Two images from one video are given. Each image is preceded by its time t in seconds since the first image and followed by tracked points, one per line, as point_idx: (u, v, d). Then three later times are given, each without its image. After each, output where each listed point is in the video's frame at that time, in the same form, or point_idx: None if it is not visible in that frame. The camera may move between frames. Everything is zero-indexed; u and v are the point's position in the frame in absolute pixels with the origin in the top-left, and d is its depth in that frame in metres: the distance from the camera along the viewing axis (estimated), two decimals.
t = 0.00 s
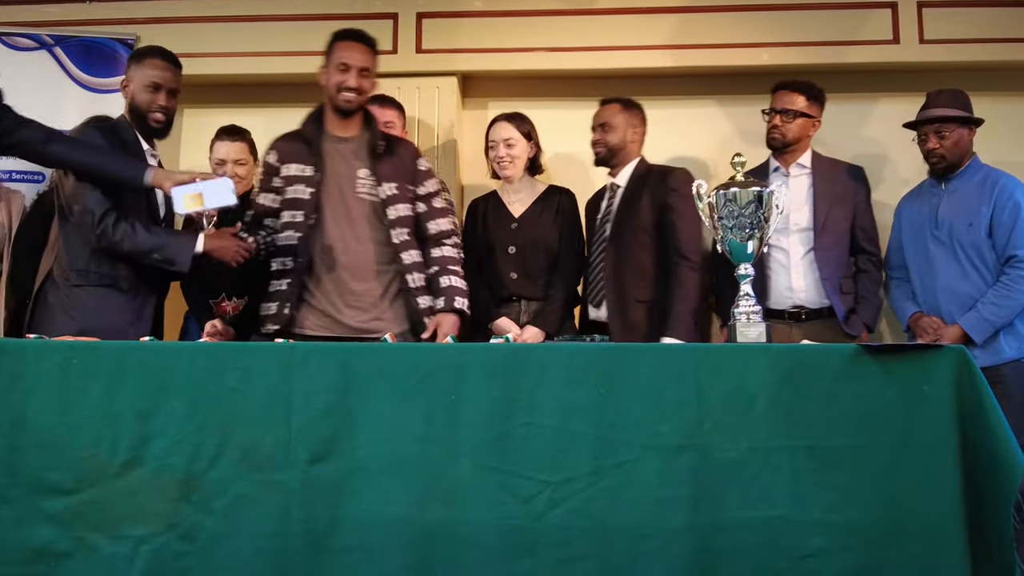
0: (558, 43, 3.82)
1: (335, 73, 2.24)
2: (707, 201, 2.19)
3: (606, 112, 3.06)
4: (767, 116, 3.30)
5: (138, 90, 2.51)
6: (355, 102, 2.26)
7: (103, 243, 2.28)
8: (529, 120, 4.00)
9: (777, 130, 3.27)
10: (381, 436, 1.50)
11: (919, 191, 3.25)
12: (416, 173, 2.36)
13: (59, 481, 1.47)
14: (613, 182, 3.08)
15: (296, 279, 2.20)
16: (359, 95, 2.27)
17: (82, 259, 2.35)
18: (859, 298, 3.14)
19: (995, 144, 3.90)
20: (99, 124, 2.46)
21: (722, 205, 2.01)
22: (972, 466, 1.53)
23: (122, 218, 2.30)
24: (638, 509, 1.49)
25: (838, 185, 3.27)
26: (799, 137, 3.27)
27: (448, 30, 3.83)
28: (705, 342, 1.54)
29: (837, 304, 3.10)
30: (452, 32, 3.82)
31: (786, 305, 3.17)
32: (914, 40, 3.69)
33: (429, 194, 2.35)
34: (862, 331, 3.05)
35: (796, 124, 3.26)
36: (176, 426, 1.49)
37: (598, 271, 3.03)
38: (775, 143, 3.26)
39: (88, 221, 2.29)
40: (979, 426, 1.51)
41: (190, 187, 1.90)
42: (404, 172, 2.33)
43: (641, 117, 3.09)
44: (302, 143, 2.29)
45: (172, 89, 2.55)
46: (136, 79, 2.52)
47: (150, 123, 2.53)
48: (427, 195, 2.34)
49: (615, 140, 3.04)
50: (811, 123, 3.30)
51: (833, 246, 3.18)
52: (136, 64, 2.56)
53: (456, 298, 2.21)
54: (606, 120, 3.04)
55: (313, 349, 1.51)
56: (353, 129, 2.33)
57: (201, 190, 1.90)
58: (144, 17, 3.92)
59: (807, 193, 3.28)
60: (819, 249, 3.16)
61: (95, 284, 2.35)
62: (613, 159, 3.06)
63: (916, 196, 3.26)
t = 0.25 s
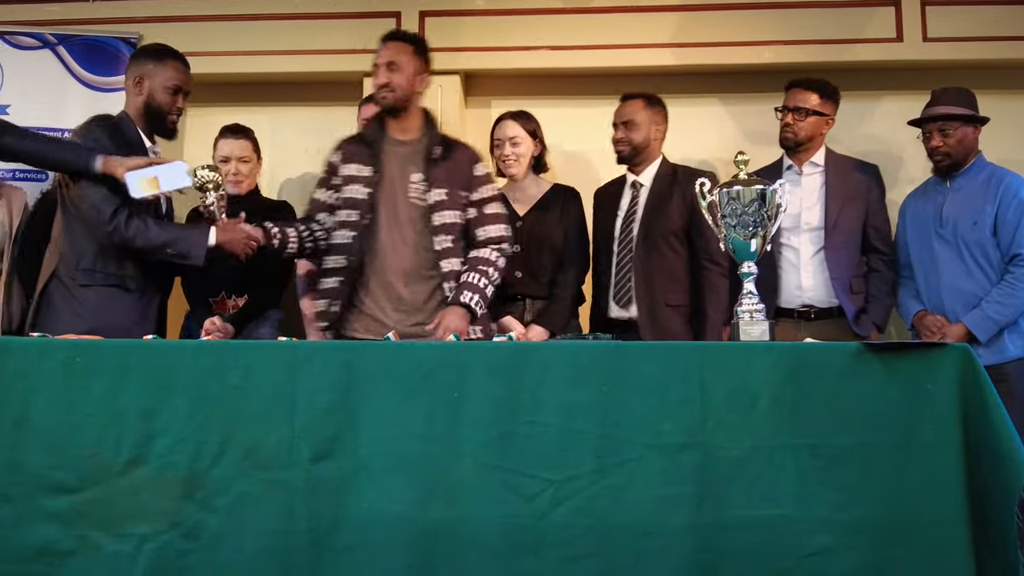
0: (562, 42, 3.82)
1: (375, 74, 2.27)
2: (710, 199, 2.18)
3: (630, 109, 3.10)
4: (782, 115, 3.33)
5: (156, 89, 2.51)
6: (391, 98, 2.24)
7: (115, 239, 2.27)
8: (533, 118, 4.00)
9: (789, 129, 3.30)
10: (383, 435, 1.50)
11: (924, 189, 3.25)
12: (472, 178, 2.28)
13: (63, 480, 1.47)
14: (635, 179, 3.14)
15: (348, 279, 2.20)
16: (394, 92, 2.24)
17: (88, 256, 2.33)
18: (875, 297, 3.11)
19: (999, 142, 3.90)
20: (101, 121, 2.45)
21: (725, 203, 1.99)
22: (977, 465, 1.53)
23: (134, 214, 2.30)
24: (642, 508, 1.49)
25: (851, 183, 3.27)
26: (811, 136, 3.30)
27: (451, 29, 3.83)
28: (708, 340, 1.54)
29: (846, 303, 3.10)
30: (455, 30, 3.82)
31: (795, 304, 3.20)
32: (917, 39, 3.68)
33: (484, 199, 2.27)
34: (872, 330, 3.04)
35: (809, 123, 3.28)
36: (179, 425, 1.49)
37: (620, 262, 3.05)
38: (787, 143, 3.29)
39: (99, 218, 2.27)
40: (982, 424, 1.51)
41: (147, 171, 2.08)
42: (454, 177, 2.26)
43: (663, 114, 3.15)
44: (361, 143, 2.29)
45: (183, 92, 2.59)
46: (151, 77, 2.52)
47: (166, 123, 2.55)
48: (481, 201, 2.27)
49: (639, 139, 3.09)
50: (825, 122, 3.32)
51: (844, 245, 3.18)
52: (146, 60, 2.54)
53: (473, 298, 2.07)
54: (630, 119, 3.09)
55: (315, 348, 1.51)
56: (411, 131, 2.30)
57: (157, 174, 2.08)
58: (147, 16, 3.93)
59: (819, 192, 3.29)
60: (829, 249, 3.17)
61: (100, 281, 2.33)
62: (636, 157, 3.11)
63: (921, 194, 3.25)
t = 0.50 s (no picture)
0: (564, 40, 3.82)
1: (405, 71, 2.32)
2: (713, 198, 2.18)
3: (641, 107, 3.10)
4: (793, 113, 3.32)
5: (158, 86, 2.52)
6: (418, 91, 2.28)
7: (122, 238, 2.25)
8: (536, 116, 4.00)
9: (797, 127, 3.30)
10: (385, 433, 1.50)
11: (929, 187, 3.24)
12: (497, 166, 2.22)
13: (65, 478, 1.47)
14: (642, 177, 3.14)
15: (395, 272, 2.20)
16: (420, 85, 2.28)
17: (92, 255, 2.33)
18: (884, 295, 3.10)
19: (1002, 141, 3.89)
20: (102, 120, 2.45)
21: (728, 201, 1.99)
22: (980, 464, 1.53)
23: (141, 214, 2.28)
24: (644, 506, 1.49)
25: (861, 182, 3.25)
26: (821, 135, 3.29)
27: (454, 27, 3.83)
28: (711, 338, 1.54)
29: (851, 302, 3.09)
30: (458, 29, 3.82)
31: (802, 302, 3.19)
32: (921, 37, 3.68)
33: (507, 185, 2.18)
34: (879, 329, 3.02)
35: (818, 121, 3.28)
36: (182, 423, 1.49)
37: (627, 259, 3.03)
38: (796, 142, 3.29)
39: (107, 217, 2.26)
40: (986, 423, 1.51)
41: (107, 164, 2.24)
42: (475, 168, 2.23)
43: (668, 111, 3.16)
44: (403, 137, 2.34)
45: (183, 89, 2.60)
46: (153, 74, 2.52)
47: (167, 120, 2.56)
48: (505, 186, 2.18)
49: (652, 136, 3.09)
50: (835, 120, 3.31)
51: (851, 244, 3.16)
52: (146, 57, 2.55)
53: (454, 274, 1.99)
54: (642, 117, 3.09)
55: (317, 346, 1.52)
56: (447, 123, 2.34)
57: (117, 168, 2.24)
58: (150, 15, 3.93)
59: (828, 190, 3.28)
60: (836, 247, 3.16)
61: (105, 281, 2.33)
62: (648, 154, 3.11)
63: (926, 192, 3.25)
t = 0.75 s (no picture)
0: (567, 38, 3.82)
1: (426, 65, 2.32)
2: (716, 196, 2.17)
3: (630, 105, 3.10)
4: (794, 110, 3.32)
5: (161, 84, 2.52)
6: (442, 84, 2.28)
7: (138, 237, 2.26)
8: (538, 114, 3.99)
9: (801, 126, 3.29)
10: (388, 432, 1.50)
11: (933, 185, 3.24)
12: (494, 161, 2.20)
13: (69, 477, 1.47)
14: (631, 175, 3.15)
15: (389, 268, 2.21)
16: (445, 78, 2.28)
17: (103, 254, 2.34)
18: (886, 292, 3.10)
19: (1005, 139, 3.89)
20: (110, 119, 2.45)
21: (731, 199, 1.98)
22: (983, 462, 1.53)
23: (156, 213, 2.30)
24: (647, 505, 1.49)
25: (867, 179, 3.25)
26: (825, 134, 3.29)
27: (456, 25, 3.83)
28: (715, 336, 1.54)
29: (856, 299, 3.09)
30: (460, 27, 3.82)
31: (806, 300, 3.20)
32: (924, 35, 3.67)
33: (497, 178, 2.16)
34: (882, 327, 3.02)
35: (822, 119, 3.27)
36: (184, 421, 1.49)
37: (621, 259, 3.03)
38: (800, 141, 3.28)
39: (121, 217, 2.27)
40: (988, 421, 1.51)
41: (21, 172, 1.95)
42: (470, 163, 2.22)
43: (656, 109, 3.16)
44: (419, 135, 2.37)
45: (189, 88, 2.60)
46: (156, 73, 2.52)
47: (170, 119, 2.55)
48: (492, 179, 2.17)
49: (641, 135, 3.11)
50: (838, 118, 3.31)
51: (855, 241, 3.17)
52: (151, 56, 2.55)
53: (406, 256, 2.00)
54: (633, 114, 3.10)
55: (320, 344, 1.52)
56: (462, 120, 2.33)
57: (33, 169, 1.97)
58: (152, 14, 3.94)
59: (834, 187, 3.29)
60: (841, 244, 3.16)
61: (115, 279, 2.33)
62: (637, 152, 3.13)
63: (930, 191, 3.24)
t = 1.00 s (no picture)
0: (569, 36, 3.82)
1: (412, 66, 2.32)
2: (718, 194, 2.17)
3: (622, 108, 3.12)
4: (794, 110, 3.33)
5: (146, 78, 2.51)
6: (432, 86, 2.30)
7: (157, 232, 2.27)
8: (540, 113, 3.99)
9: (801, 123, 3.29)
10: (390, 431, 1.51)
11: (937, 184, 3.24)
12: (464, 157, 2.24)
13: (71, 475, 1.47)
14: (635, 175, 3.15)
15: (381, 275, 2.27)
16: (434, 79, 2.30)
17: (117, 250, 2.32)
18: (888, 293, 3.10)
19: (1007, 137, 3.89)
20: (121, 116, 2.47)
21: (733, 198, 1.98)
22: (985, 461, 1.53)
23: (175, 208, 2.31)
24: (649, 503, 1.49)
25: (868, 176, 3.25)
26: (825, 131, 3.29)
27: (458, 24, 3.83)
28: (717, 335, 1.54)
29: (857, 297, 3.09)
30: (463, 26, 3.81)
31: (807, 298, 3.19)
32: (926, 33, 3.67)
33: (464, 173, 2.20)
34: (883, 325, 3.03)
35: (821, 117, 3.27)
36: (187, 420, 1.49)
37: (626, 257, 3.06)
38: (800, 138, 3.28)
39: (139, 212, 2.28)
40: (991, 420, 1.51)
41: None
42: (444, 160, 2.25)
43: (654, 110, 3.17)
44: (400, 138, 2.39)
45: (183, 76, 2.54)
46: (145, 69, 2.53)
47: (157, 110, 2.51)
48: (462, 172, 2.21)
49: (633, 136, 3.11)
50: (839, 115, 3.30)
51: (857, 238, 3.17)
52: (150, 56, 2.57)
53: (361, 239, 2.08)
54: (626, 118, 3.11)
55: (323, 342, 1.52)
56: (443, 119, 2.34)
57: None
58: (155, 13, 3.94)
59: (835, 184, 3.29)
60: (843, 241, 3.16)
61: (128, 275, 2.31)
62: (631, 155, 3.14)
63: (934, 189, 3.24)
